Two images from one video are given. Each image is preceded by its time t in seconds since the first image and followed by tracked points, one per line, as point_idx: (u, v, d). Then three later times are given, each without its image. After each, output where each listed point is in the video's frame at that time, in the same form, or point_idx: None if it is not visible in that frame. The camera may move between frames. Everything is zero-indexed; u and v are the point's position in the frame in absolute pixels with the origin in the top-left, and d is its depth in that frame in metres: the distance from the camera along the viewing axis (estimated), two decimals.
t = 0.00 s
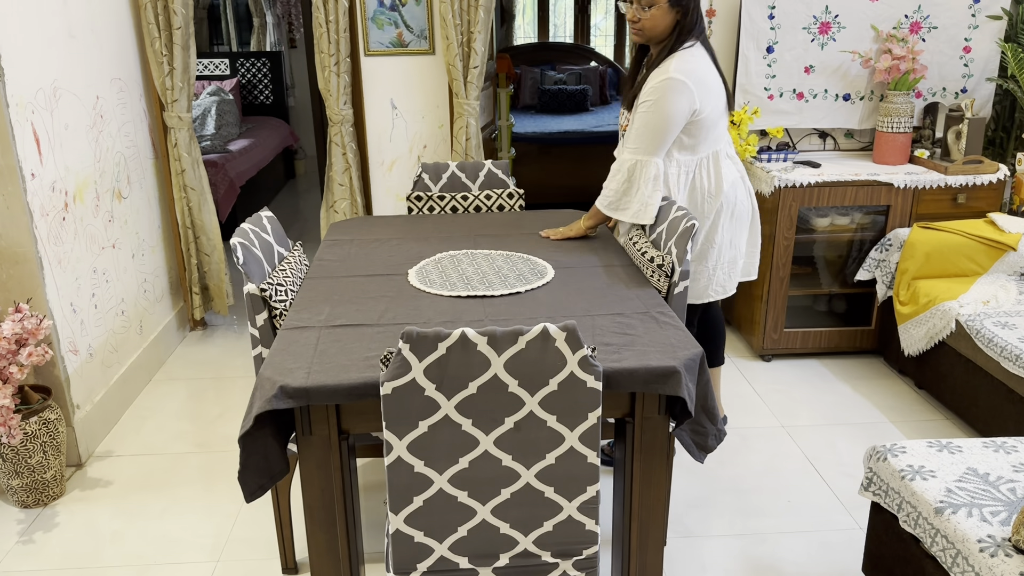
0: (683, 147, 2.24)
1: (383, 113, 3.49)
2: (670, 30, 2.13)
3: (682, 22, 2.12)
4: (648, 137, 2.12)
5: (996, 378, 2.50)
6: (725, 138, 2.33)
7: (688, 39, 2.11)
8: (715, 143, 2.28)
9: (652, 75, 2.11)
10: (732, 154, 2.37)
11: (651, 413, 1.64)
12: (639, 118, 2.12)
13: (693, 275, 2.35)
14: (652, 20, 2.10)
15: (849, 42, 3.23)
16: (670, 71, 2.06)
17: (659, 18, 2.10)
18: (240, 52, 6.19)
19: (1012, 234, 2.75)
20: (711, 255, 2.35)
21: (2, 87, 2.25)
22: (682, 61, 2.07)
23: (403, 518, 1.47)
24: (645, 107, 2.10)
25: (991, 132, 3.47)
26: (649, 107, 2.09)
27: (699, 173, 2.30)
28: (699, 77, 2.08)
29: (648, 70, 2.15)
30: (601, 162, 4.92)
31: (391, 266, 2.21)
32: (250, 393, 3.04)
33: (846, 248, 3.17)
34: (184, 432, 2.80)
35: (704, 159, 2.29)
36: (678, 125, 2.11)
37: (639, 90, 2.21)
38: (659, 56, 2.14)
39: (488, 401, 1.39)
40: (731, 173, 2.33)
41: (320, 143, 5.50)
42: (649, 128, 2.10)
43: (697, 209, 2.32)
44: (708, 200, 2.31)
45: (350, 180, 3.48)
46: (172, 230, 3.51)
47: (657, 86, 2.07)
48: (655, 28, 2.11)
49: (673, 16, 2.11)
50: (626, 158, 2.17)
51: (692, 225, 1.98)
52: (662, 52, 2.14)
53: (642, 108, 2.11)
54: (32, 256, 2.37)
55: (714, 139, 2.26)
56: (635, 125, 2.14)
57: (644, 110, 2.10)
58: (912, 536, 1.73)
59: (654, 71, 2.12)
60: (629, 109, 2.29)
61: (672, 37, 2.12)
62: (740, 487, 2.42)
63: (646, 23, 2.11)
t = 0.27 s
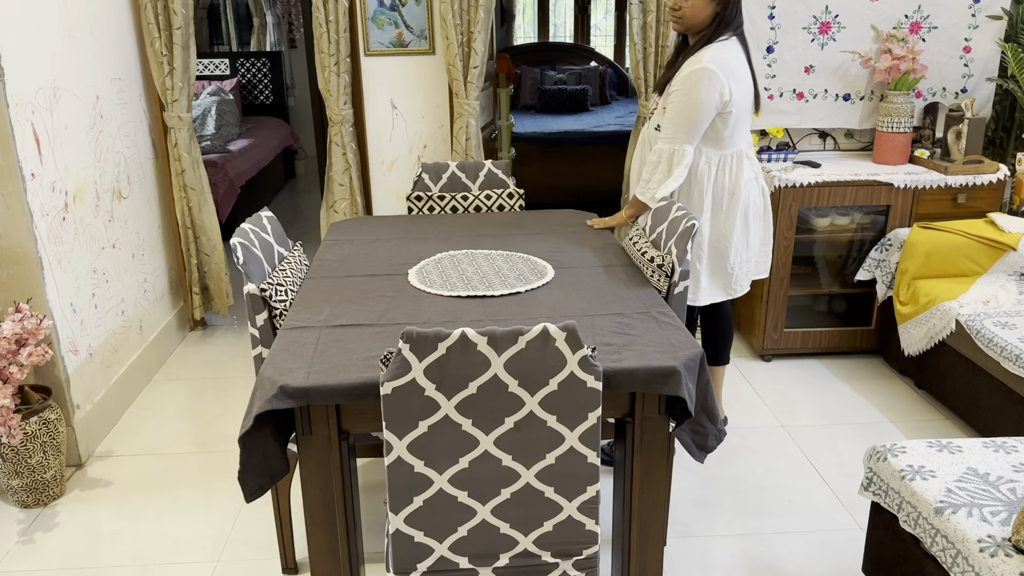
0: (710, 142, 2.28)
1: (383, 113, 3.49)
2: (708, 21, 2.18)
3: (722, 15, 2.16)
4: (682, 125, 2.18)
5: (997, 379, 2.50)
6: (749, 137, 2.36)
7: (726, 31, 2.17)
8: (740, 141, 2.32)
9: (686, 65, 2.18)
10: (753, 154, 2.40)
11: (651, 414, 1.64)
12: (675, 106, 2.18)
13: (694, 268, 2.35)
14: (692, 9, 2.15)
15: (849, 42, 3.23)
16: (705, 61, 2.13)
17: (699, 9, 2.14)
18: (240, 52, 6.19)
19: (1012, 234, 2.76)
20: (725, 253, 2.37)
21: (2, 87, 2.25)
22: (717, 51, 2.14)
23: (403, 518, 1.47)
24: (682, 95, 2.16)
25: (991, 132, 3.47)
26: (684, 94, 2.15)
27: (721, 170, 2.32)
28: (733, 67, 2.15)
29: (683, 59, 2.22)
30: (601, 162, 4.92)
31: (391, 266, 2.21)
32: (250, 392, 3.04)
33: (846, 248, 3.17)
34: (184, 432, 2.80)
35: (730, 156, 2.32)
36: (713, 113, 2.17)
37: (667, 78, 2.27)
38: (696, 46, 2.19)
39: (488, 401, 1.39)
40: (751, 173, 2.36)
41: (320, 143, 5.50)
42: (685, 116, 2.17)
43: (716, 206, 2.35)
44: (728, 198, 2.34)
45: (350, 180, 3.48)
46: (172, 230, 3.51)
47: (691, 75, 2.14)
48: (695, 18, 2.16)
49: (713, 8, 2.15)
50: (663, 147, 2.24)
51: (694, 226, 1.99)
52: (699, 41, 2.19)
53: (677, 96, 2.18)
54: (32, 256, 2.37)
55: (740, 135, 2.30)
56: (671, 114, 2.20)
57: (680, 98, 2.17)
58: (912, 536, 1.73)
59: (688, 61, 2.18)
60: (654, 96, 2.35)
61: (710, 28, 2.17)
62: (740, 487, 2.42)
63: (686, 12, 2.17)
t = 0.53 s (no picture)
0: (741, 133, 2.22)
1: (383, 113, 3.49)
2: (739, 15, 2.15)
3: (754, 9, 2.13)
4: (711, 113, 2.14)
5: (997, 379, 2.50)
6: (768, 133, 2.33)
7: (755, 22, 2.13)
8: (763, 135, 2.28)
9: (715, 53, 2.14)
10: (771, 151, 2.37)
11: (651, 413, 1.64)
12: (705, 94, 2.14)
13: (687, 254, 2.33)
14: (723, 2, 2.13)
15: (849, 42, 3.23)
16: (734, 49, 2.09)
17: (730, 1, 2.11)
18: (240, 52, 6.19)
19: (1012, 234, 2.75)
20: (734, 247, 2.35)
21: (2, 87, 2.25)
22: (746, 40, 2.10)
23: (403, 518, 1.47)
24: (711, 83, 2.12)
25: (991, 132, 3.47)
26: (714, 82, 2.11)
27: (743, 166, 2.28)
28: (760, 55, 2.12)
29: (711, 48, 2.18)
30: (601, 162, 4.92)
31: (391, 266, 2.21)
32: (250, 392, 3.04)
33: (846, 248, 3.17)
34: (184, 432, 2.80)
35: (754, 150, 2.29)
36: (746, 100, 2.14)
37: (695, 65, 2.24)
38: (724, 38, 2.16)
39: (488, 401, 1.39)
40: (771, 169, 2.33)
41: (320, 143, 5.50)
42: (720, 105, 2.12)
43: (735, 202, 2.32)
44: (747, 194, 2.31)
45: (350, 179, 3.48)
46: (172, 230, 3.52)
47: (721, 64, 2.09)
48: (726, 10, 2.13)
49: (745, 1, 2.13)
50: (694, 137, 2.19)
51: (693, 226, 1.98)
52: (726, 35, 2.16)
53: (707, 84, 2.13)
54: (32, 256, 2.37)
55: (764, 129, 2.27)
56: (701, 103, 2.15)
57: (710, 86, 2.12)
58: (912, 536, 1.73)
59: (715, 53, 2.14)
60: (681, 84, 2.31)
61: (742, 21, 2.14)
62: (740, 487, 2.42)
63: (717, 5, 2.14)
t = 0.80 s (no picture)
0: (779, 128, 2.15)
1: (383, 113, 3.49)
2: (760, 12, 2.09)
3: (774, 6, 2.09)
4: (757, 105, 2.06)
5: (997, 379, 2.50)
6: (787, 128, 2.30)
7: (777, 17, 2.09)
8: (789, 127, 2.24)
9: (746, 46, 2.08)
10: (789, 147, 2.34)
11: (651, 414, 1.64)
12: (746, 87, 2.06)
13: (712, 251, 2.27)
14: None
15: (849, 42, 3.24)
16: (768, 39, 2.04)
17: None
18: (240, 52, 6.19)
19: (1012, 234, 2.75)
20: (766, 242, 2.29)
21: (2, 87, 2.25)
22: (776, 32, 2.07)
23: (403, 518, 1.47)
24: (752, 74, 2.05)
25: (991, 132, 3.47)
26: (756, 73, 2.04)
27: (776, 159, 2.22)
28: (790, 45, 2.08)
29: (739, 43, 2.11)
30: (601, 162, 4.92)
31: (391, 266, 2.21)
32: (250, 393, 3.04)
33: (846, 248, 3.17)
34: (184, 432, 2.80)
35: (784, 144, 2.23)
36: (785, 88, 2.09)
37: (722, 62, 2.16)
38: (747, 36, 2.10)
39: (488, 401, 1.39)
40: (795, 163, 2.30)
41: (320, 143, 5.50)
42: (765, 95, 2.04)
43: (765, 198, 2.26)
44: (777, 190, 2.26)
45: (350, 179, 3.48)
46: (172, 230, 3.52)
47: (759, 55, 2.03)
48: (749, 6, 2.07)
49: None
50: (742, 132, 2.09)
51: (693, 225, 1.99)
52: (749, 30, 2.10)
53: (746, 77, 2.06)
54: (32, 256, 2.37)
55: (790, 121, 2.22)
56: (745, 96, 2.07)
57: (751, 78, 2.05)
58: (912, 536, 1.73)
59: (747, 47, 2.08)
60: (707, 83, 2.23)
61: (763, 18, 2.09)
62: (740, 487, 2.42)
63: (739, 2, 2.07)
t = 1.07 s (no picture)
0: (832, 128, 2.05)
1: (383, 113, 3.49)
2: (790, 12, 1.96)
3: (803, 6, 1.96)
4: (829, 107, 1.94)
5: (997, 379, 2.50)
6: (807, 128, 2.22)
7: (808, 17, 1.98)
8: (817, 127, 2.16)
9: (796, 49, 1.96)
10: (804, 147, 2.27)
11: (651, 414, 1.64)
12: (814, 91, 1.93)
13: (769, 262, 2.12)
14: None
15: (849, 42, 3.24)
16: (816, 39, 1.95)
17: None
18: (240, 52, 6.19)
19: (1012, 234, 2.76)
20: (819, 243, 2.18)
21: (2, 86, 2.25)
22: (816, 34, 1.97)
23: (402, 518, 1.47)
24: (818, 77, 1.92)
25: (991, 132, 3.47)
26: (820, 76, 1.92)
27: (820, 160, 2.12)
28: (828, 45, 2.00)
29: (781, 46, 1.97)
30: (601, 162, 4.92)
31: (391, 266, 2.21)
32: (250, 393, 3.04)
33: (846, 248, 3.16)
34: (184, 432, 2.80)
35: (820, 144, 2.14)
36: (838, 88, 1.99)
37: (767, 67, 1.99)
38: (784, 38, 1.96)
39: (488, 400, 1.39)
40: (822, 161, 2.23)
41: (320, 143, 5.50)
42: (835, 97, 1.94)
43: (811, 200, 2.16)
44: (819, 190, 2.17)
45: (350, 179, 3.48)
46: (172, 230, 3.52)
47: (818, 54, 1.93)
48: (780, 6, 1.94)
49: None
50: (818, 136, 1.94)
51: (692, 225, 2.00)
52: (782, 33, 1.97)
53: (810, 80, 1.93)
54: (32, 256, 2.37)
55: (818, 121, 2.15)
56: (814, 100, 1.93)
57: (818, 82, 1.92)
58: (912, 536, 1.73)
59: (794, 49, 1.96)
60: (750, 88, 2.04)
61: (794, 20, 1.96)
62: (740, 487, 2.42)
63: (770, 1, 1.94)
